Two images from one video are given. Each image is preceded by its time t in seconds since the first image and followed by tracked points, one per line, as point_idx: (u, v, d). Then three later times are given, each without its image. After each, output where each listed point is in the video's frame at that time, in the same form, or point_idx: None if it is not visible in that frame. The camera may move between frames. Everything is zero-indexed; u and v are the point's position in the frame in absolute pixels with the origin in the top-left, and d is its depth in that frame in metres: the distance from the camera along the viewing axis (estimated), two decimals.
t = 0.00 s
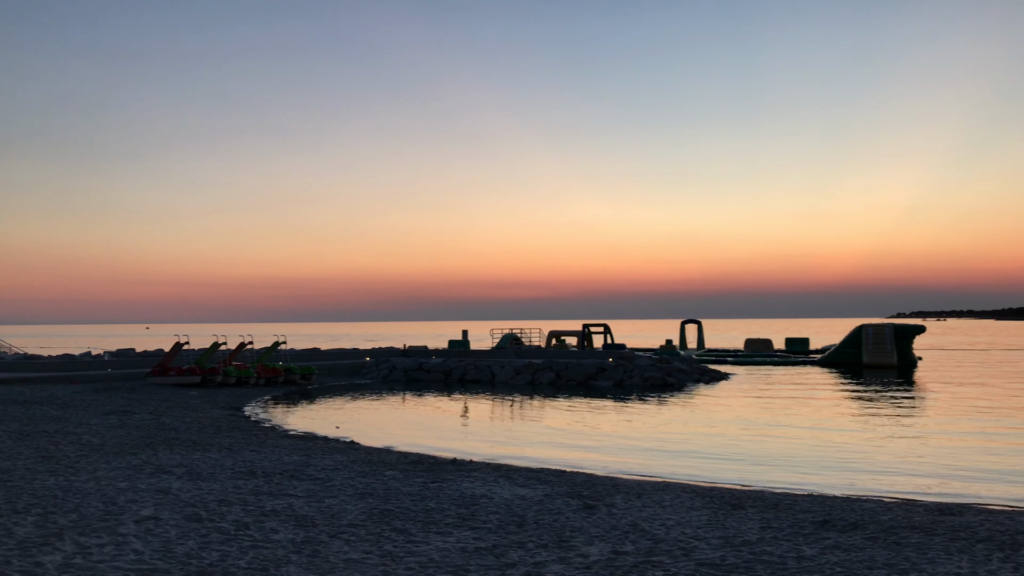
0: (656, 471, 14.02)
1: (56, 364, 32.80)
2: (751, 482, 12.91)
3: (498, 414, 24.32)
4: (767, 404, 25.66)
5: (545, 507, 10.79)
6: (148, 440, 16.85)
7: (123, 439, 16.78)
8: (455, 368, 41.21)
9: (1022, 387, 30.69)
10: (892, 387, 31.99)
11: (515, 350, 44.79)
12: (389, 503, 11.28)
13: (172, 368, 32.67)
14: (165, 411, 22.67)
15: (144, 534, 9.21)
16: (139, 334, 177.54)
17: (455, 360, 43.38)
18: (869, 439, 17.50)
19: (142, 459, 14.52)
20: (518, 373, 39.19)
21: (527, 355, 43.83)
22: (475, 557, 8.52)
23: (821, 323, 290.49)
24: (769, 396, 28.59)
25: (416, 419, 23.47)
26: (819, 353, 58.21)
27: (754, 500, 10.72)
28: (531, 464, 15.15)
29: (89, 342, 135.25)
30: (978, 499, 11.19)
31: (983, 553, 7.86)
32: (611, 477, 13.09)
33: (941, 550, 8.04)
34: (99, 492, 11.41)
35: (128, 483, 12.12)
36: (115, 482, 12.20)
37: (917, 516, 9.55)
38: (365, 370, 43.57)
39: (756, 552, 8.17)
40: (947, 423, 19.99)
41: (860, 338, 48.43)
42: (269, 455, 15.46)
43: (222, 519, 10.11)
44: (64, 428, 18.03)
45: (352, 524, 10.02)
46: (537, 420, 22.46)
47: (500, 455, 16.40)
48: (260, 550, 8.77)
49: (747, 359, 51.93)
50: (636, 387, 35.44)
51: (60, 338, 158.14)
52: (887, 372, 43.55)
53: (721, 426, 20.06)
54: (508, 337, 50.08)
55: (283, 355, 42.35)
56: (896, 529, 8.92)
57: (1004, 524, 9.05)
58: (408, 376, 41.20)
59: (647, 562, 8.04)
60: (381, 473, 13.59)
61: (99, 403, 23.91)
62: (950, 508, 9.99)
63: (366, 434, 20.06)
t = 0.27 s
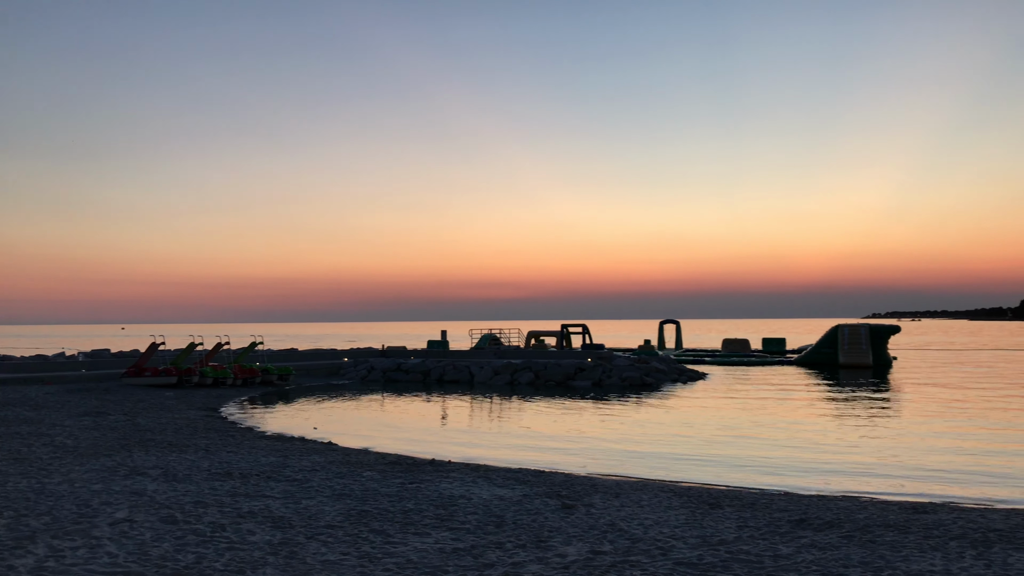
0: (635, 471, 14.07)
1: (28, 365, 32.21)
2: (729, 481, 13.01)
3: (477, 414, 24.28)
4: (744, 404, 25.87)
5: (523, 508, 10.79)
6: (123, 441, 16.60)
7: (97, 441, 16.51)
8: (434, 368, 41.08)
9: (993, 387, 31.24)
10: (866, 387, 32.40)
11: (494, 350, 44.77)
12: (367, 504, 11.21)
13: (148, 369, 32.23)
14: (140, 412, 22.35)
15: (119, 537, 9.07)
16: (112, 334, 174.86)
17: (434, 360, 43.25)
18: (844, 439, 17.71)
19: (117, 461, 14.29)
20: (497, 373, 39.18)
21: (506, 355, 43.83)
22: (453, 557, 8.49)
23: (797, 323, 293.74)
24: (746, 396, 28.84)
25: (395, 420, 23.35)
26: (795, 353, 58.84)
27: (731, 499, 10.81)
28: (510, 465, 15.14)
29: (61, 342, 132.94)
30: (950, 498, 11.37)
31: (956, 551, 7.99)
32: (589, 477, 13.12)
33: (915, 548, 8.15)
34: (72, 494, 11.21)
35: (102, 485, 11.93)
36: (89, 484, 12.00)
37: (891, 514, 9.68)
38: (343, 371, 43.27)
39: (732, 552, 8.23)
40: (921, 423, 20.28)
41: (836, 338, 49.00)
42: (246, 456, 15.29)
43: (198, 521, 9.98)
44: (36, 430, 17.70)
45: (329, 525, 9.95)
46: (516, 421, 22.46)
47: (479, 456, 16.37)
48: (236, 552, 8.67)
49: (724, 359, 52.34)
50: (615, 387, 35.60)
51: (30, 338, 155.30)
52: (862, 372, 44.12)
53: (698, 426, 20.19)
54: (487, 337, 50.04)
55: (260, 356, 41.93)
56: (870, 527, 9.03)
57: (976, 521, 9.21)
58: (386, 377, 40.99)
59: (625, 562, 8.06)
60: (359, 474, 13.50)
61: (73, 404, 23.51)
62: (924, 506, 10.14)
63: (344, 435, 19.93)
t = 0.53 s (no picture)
0: (614, 471, 14.11)
1: None
2: (706, 480, 13.09)
3: (456, 414, 24.25)
4: (721, 404, 26.05)
5: (501, 508, 10.77)
6: (97, 443, 16.32)
7: (70, 442, 16.22)
8: (413, 368, 40.91)
9: (964, 387, 31.75)
10: (842, 387, 32.78)
11: (473, 350, 44.71)
12: (345, 505, 11.12)
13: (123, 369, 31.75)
14: (114, 413, 22.01)
15: (92, 540, 8.90)
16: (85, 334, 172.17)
17: (413, 360, 43.08)
18: (820, 438, 17.89)
19: (90, 462, 14.04)
20: (476, 373, 39.13)
21: (485, 355, 43.77)
22: (431, 558, 8.45)
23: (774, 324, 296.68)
24: (723, 396, 29.06)
25: (374, 420, 23.23)
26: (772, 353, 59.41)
27: (709, 498, 10.87)
28: (489, 465, 15.11)
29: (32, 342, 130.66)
30: (924, 496, 11.53)
31: (930, 548, 8.09)
32: (568, 477, 13.12)
33: (889, 546, 8.25)
34: (44, 497, 11.00)
35: (75, 488, 11.71)
36: (61, 486, 11.78)
37: (866, 513, 9.79)
38: (320, 371, 42.95)
39: (710, 551, 8.27)
40: (896, 423, 20.55)
41: (812, 338, 49.49)
42: (222, 457, 15.11)
43: (174, 523, 9.83)
44: (7, 431, 17.34)
45: (306, 527, 9.85)
46: (496, 421, 22.44)
47: (458, 456, 16.33)
48: (212, 554, 8.56)
49: (702, 359, 52.68)
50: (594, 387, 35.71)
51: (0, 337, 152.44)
52: (838, 372, 44.63)
53: (677, 426, 20.30)
54: (466, 337, 49.95)
55: (237, 356, 41.49)
56: (846, 526, 9.12)
57: (949, 519, 9.34)
58: (364, 377, 40.75)
59: (603, 562, 8.06)
60: (337, 475, 13.39)
61: (45, 406, 23.09)
62: (899, 504, 10.27)
63: (322, 435, 19.79)
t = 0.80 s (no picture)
0: (591, 470, 14.15)
1: None
2: (683, 480, 13.16)
3: (433, 414, 24.22)
4: (699, 404, 26.20)
5: (479, 508, 10.74)
6: (69, 444, 16.03)
7: (41, 444, 15.93)
8: (391, 368, 40.72)
9: (936, 387, 32.23)
10: (817, 386, 33.13)
11: (451, 350, 44.61)
12: (321, 506, 11.03)
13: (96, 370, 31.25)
14: (88, 414, 21.66)
15: (64, 542, 8.74)
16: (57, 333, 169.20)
17: (391, 361, 42.90)
18: (796, 438, 18.06)
19: (62, 464, 13.79)
20: (454, 373, 39.02)
21: (463, 355, 43.70)
22: (408, 559, 8.40)
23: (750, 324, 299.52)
24: (700, 395, 29.26)
25: (351, 420, 23.12)
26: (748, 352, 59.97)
27: (685, 497, 10.93)
28: (467, 465, 15.06)
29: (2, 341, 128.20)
30: (897, 495, 11.67)
31: (902, 546, 8.19)
32: (546, 477, 13.11)
33: (863, 543, 8.34)
34: (15, 499, 10.78)
35: (47, 490, 11.50)
36: (33, 488, 11.56)
37: (840, 511, 9.89)
38: (297, 371, 42.60)
39: (686, 549, 8.32)
40: (870, 422, 20.79)
41: (788, 338, 50.03)
42: (197, 458, 14.92)
43: (148, 525, 9.68)
44: None
45: (282, 528, 9.75)
46: (474, 421, 22.40)
47: (436, 456, 16.29)
48: (186, 556, 8.44)
49: (680, 359, 52.97)
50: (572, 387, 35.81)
51: None
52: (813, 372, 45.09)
53: (654, 425, 20.39)
54: (445, 337, 49.79)
55: (213, 356, 41.03)
56: (821, 524, 9.22)
57: (922, 517, 9.47)
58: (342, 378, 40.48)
59: (580, 561, 8.08)
60: (314, 476, 13.28)
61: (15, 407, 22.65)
62: (872, 503, 10.40)
63: (298, 436, 19.63)
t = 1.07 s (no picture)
0: (568, 470, 14.17)
1: None
2: (660, 479, 13.22)
3: (410, 415, 24.16)
4: (675, 404, 26.36)
5: (456, 508, 10.71)
6: (39, 445, 15.71)
7: (10, 446, 15.60)
8: (367, 369, 40.49)
9: (907, 387, 32.74)
10: (791, 386, 33.49)
11: (428, 350, 44.47)
12: (297, 507, 10.91)
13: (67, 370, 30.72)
14: (58, 415, 21.27)
15: (33, 545, 8.56)
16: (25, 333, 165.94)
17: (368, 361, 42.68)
18: (771, 437, 18.24)
19: (32, 466, 13.50)
20: (431, 373, 38.90)
21: (440, 355, 43.59)
22: (384, 560, 8.35)
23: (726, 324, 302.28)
24: (677, 395, 29.47)
25: (328, 421, 22.99)
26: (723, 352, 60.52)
27: (661, 496, 10.99)
28: (444, 465, 15.00)
29: None
30: (870, 493, 11.82)
31: (876, 544, 8.30)
32: (523, 477, 13.10)
33: (837, 541, 8.44)
34: None
35: (16, 492, 11.26)
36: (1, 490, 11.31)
37: (814, 510, 10.00)
38: (273, 371, 42.19)
39: (662, 548, 8.36)
40: (843, 422, 21.05)
41: (763, 338, 50.57)
42: (170, 460, 14.70)
43: (119, 527, 9.51)
44: None
45: (257, 529, 9.64)
46: (452, 421, 22.35)
47: (413, 457, 16.23)
48: (160, 558, 8.30)
49: (656, 359, 53.26)
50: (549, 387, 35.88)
51: None
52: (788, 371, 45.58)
53: (631, 425, 20.47)
54: (422, 337, 49.59)
55: (187, 356, 40.50)
56: (795, 523, 9.31)
57: (895, 515, 9.60)
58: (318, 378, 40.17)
59: (557, 560, 8.08)
60: (289, 477, 13.14)
61: None
62: (845, 501, 10.53)
63: (274, 437, 19.45)
